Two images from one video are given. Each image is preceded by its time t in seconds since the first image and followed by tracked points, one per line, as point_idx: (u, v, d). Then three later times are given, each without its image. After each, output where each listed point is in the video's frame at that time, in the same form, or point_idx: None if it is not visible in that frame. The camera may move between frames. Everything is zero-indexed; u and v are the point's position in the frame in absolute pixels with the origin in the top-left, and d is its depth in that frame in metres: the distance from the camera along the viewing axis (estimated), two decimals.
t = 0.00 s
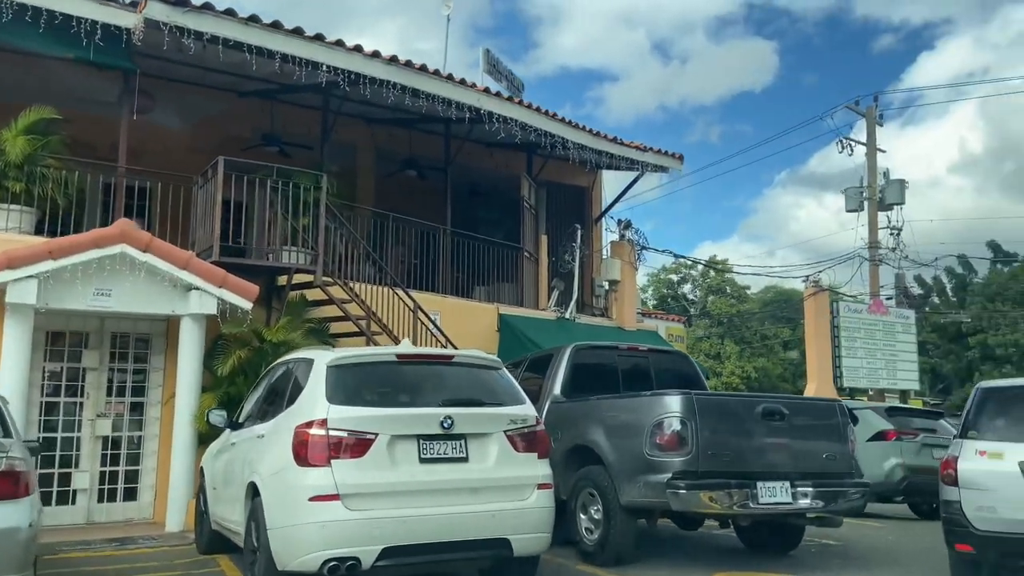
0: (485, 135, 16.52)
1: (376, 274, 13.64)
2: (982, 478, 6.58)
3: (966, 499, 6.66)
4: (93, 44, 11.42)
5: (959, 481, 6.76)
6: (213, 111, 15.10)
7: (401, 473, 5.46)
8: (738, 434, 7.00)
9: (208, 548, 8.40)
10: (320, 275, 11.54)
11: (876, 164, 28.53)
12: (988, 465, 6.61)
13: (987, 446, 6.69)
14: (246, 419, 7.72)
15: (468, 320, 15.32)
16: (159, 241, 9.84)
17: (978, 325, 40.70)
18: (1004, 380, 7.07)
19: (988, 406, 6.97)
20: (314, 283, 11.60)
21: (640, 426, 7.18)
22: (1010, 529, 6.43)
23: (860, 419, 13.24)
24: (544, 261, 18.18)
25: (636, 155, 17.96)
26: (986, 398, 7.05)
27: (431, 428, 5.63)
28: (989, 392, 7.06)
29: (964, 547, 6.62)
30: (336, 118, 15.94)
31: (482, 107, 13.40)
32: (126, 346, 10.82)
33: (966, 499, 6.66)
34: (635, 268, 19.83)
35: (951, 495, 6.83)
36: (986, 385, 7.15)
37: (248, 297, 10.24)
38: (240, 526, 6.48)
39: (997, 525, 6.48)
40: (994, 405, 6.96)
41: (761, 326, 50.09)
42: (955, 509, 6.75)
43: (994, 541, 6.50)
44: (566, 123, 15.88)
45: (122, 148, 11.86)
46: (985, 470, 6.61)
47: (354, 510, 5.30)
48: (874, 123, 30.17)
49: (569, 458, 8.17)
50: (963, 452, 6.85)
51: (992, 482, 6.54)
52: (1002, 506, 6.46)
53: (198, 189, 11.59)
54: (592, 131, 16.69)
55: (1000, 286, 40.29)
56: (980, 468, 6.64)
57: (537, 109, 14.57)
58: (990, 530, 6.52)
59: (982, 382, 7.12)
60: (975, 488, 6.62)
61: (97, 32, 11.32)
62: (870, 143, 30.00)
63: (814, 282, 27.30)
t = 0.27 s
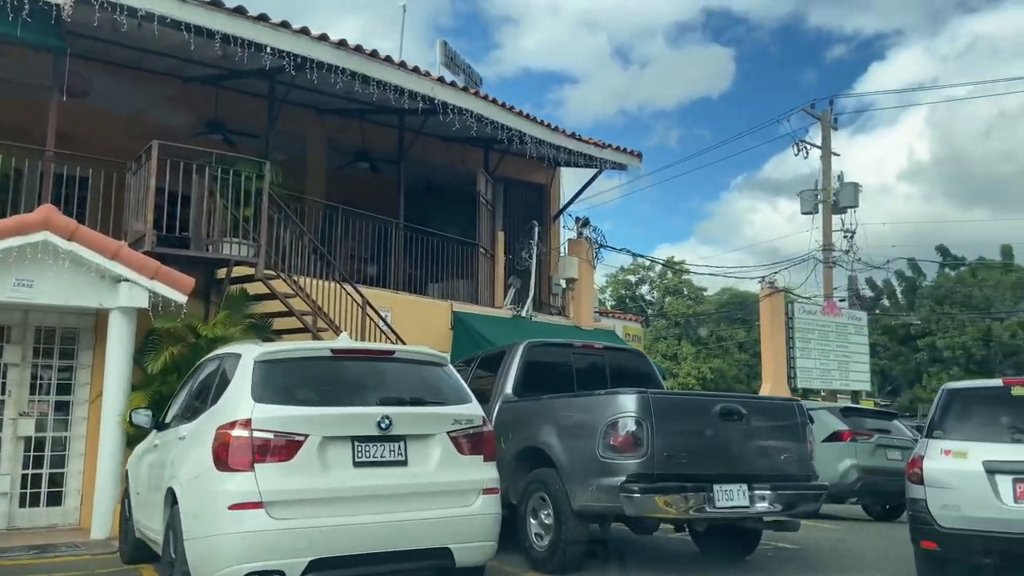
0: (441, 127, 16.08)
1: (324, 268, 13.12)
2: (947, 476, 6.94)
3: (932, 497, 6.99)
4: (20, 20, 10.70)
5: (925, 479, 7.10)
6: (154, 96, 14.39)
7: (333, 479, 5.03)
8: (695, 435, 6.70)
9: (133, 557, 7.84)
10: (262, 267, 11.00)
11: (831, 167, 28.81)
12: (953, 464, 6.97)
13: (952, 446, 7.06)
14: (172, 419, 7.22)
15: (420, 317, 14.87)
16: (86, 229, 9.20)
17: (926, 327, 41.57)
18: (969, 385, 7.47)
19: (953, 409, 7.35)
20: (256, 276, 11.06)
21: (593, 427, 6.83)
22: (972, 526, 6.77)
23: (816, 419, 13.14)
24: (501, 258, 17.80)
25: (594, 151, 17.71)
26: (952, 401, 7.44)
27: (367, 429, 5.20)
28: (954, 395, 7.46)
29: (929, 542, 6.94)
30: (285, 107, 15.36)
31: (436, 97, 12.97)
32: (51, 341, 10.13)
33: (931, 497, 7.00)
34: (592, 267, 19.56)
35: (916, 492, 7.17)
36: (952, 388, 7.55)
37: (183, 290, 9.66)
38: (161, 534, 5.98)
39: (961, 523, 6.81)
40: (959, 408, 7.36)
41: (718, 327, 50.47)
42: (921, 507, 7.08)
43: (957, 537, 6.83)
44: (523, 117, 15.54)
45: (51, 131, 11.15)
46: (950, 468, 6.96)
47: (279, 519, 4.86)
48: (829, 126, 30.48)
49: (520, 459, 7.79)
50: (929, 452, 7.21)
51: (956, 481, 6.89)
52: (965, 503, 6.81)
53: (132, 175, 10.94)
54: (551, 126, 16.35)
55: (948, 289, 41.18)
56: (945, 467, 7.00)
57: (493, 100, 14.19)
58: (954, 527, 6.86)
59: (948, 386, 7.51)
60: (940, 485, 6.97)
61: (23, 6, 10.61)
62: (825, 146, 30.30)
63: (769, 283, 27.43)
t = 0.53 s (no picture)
0: (395, 119, 15.59)
1: (269, 261, 12.54)
2: (913, 476, 7.37)
3: (898, 495, 7.41)
4: None
5: (892, 478, 7.51)
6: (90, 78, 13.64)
7: (256, 484, 4.58)
8: (651, 436, 6.37)
9: (48, 567, 7.26)
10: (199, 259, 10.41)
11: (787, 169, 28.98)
12: (918, 464, 7.40)
13: (918, 445, 7.49)
14: (90, 418, 6.69)
15: (371, 314, 14.35)
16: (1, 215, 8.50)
17: (877, 330, 42.32)
18: (935, 385, 7.88)
19: (919, 409, 7.76)
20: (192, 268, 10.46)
21: (545, 428, 6.45)
22: (936, 524, 7.20)
23: (773, 420, 12.99)
24: (457, 254, 17.35)
25: (553, 146, 17.39)
26: (918, 401, 7.85)
27: (296, 430, 4.76)
28: (921, 395, 7.87)
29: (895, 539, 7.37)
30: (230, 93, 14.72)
31: (388, 85, 12.50)
32: None
33: (897, 495, 7.43)
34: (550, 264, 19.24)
35: (882, 490, 7.59)
36: (918, 388, 7.95)
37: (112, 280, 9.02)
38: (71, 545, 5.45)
39: (925, 521, 7.24)
40: (925, 408, 7.76)
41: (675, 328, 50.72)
42: (887, 504, 7.51)
43: (922, 534, 7.26)
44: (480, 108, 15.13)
45: None
46: (916, 468, 7.39)
47: (193, 529, 4.40)
48: (785, 129, 30.69)
49: (469, 461, 7.38)
50: (895, 450, 7.63)
51: (922, 480, 7.32)
52: (930, 501, 7.24)
53: (60, 158, 10.28)
54: (509, 120, 15.96)
55: (898, 292, 41.95)
56: (911, 467, 7.42)
57: (448, 90, 13.76)
58: (919, 524, 7.29)
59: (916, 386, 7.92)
60: (906, 484, 7.40)
61: None
62: (781, 148, 30.50)
63: (726, 284, 27.48)
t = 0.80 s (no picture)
0: (338, 107, 14.95)
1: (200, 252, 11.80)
2: (873, 477, 7.70)
3: (859, 497, 7.74)
4: None
5: (853, 480, 7.85)
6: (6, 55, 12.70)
7: (145, 495, 4.04)
8: (598, 438, 5.93)
9: None
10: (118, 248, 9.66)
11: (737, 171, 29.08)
12: (878, 465, 7.74)
13: (877, 448, 7.83)
14: None
15: (310, 310, 13.69)
16: None
17: (823, 333, 42.98)
18: (895, 388, 8.23)
19: (880, 413, 8.12)
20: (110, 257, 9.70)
21: (484, 429, 5.96)
22: (894, 524, 7.51)
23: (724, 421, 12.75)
24: (403, 249, 16.77)
25: (504, 140, 16.92)
26: (879, 405, 8.20)
27: (195, 433, 4.22)
28: (882, 399, 8.21)
29: (856, 540, 7.68)
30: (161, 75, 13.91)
31: (329, 68, 11.91)
32: None
33: (858, 496, 7.77)
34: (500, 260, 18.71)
35: (844, 492, 7.93)
36: (880, 392, 8.30)
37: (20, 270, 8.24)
38: None
39: (883, 521, 7.56)
40: (885, 412, 8.12)
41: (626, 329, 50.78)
42: (849, 506, 7.84)
43: (882, 535, 7.57)
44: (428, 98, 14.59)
45: None
46: (875, 470, 7.73)
47: (69, 547, 3.83)
48: (736, 130, 30.81)
49: (404, 465, 6.87)
50: (856, 453, 8.00)
51: (881, 482, 7.64)
52: (888, 502, 7.57)
53: None
54: (459, 111, 15.43)
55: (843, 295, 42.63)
56: (871, 468, 7.76)
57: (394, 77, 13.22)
58: (879, 524, 7.60)
59: (877, 389, 8.26)
60: (866, 486, 7.74)
61: None
62: (732, 150, 30.61)
63: (677, 285, 27.43)
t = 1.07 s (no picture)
0: (287, 96, 14.38)
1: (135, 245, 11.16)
2: (838, 480, 7.68)
3: (824, 500, 7.73)
4: None
5: (819, 484, 7.82)
6: None
7: (29, 509, 3.57)
8: (550, 441, 5.53)
9: None
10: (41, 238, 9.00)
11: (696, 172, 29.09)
12: (843, 469, 7.70)
13: (843, 451, 7.80)
14: None
15: (255, 307, 13.09)
16: None
17: (779, 334, 43.37)
18: (861, 391, 8.20)
19: (845, 416, 8.06)
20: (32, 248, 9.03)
21: (429, 433, 5.52)
22: (860, 527, 7.52)
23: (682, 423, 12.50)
24: (355, 245, 16.24)
25: (461, 134, 16.49)
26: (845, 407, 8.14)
27: (90, 438, 3.74)
28: (848, 402, 8.16)
29: (822, 543, 7.68)
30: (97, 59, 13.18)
31: (274, 51, 11.40)
32: None
33: (824, 499, 7.76)
34: (456, 258, 18.26)
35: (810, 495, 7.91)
36: (846, 394, 8.24)
37: None
38: None
39: (849, 525, 7.56)
40: (851, 414, 8.07)
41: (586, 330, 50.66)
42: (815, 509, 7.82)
43: (847, 537, 7.57)
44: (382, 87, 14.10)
45: None
46: (840, 473, 7.71)
47: None
48: (695, 132, 30.84)
49: (344, 470, 6.41)
50: (822, 456, 7.94)
51: (847, 485, 7.63)
52: (853, 505, 7.56)
53: None
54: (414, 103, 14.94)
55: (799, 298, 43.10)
56: (837, 472, 7.73)
57: (345, 64, 12.73)
58: (845, 527, 7.60)
59: (843, 392, 8.21)
60: (832, 489, 7.72)
61: None
62: (691, 151, 30.63)
63: (636, 285, 27.26)
